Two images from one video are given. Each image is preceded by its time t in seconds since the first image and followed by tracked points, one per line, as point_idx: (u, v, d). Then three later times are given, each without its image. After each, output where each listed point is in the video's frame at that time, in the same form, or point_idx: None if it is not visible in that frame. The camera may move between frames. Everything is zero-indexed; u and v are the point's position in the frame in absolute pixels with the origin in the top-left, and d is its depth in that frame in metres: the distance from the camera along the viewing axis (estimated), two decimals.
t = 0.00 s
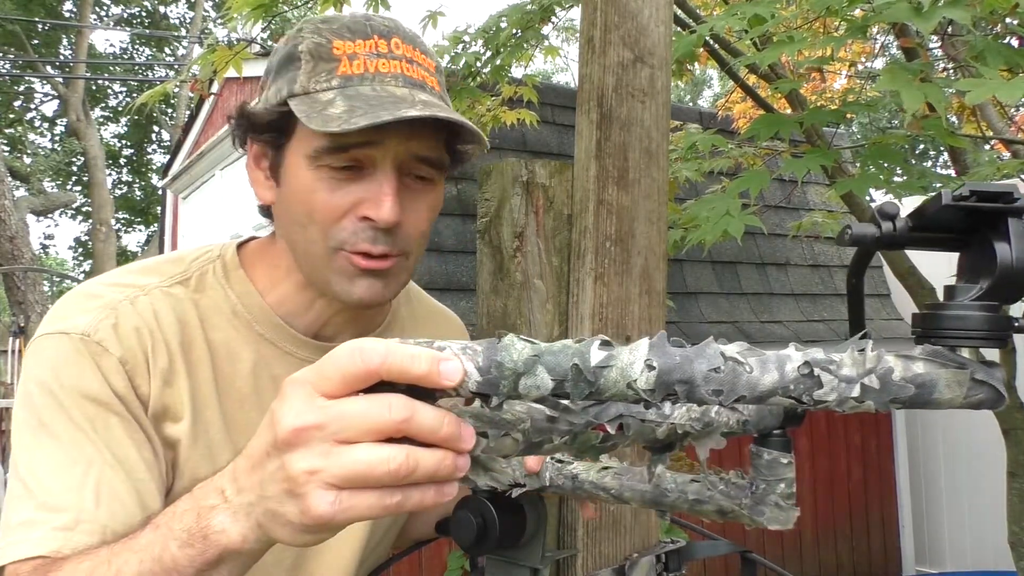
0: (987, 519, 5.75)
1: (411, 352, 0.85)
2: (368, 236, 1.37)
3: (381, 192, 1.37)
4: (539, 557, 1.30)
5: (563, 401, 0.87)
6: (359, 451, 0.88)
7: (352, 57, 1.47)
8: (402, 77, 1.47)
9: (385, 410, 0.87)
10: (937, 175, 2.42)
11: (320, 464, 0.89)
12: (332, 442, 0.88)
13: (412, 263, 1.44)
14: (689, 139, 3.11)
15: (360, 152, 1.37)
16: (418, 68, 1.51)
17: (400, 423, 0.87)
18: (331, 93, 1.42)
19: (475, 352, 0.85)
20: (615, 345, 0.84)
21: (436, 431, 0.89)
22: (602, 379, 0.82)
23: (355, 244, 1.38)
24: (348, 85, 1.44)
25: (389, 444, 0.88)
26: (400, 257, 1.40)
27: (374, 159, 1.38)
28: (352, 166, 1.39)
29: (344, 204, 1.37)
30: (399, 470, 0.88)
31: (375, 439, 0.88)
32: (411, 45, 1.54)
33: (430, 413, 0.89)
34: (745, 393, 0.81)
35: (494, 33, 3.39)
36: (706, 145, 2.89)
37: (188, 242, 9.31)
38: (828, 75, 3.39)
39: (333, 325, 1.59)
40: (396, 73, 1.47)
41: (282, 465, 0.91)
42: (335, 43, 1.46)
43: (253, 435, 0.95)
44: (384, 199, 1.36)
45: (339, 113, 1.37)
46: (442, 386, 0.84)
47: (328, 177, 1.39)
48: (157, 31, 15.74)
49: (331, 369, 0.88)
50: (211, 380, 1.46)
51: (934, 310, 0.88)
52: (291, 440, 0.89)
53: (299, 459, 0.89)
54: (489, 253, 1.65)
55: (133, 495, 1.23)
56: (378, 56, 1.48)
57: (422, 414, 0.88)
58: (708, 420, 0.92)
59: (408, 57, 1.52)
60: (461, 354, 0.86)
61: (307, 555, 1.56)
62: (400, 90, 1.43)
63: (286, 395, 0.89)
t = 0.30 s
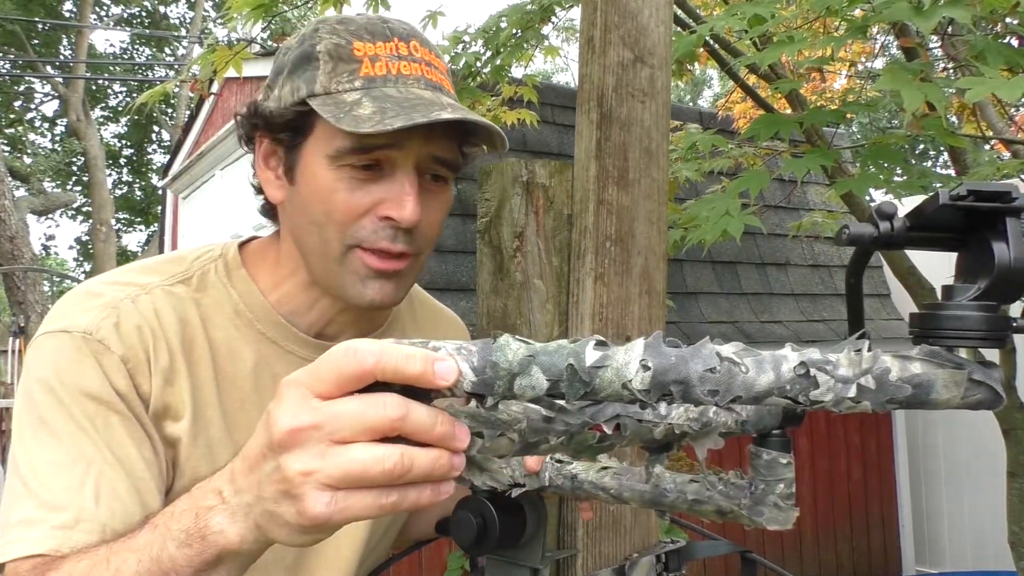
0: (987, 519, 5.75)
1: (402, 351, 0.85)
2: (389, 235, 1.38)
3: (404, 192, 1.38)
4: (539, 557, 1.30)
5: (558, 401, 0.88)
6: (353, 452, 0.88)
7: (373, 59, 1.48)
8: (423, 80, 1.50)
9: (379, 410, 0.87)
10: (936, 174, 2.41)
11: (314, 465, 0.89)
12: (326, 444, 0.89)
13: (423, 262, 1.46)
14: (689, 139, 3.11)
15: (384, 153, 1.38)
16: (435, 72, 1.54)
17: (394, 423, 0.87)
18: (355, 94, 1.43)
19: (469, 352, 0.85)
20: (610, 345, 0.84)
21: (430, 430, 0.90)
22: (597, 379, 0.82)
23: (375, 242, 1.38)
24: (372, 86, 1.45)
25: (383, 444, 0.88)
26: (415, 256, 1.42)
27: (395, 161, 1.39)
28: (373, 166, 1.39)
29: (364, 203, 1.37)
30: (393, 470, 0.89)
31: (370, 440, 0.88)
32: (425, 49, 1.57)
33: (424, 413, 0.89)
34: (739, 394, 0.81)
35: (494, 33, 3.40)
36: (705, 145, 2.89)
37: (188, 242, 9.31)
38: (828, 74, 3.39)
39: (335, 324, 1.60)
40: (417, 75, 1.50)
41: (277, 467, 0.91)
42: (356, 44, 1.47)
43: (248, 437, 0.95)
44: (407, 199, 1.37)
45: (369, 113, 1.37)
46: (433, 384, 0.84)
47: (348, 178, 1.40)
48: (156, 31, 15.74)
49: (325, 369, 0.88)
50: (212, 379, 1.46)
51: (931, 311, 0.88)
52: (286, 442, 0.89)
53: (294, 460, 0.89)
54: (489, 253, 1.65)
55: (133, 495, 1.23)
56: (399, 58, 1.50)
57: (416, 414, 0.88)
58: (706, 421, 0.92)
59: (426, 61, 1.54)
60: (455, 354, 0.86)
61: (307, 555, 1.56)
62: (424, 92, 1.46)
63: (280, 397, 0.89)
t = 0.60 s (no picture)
0: (987, 519, 5.75)
1: (399, 350, 0.84)
2: (388, 233, 1.38)
3: (404, 191, 1.38)
4: (539, 557, 1.30)
5: (556, 398, 0.88)
6: (351, 447, 0.88)
7: (375, 58, 1.48)
8: (424, 80, 1.50)
9: (377, 408, 0.87)
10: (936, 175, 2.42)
11: (312, 459, 0.89)
12: (324, 438, 0.89)
13: (424, 261, 1.46)
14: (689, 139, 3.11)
15: (384, 152, 1.38)
16: (436, 73, 1.54)
17: (392, 421, 0.87)
18: (357, 93, 1.43)
19: (467, 348, 0.85)
20: (608, 342, 0.85)
21: (430, 427, 0.89)
22: (594, 376, 0.82)
23: (374, 240, 1.39)
24: (374, 86, 1.45)
25: (382, 441, 0.88)
26: (414, 254, 1.43)
27: (396, 161, 1.40)
28: (374, 165, 1.40)
29: (366, 201, 1.38)
30: (390, 465, 0.88)
31: (368, 436, 0.88)
32: (427, 50, 1.57)
33: (423, 411, 0.89)
34: (739, 391, 0.81)
35: (494, 33, 3.40)
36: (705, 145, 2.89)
37: (189, 242, 9.31)
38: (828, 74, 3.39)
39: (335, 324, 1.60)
40: (419, 76, 1.49)
41: (276, 460, 0.92)
42: (358, 44, 1.47)
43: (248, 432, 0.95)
44: (407, 199, 1.37)
45: (370, 112, 1.38)
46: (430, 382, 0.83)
47: (349, 176, 1.40)
48: (156, 31, 15.74)
49: (323, 366, 0.88)
50: (212, 378, 1.46)
51: (929, 309, 0.88)
52: (284, 436, 0.89)
53: (293, 454, 0.90)
54: (489, 253, 1.65)
55: (129, 491, 1.23)
56: (401, 58, 1.50)
57: (415, 412, 0.88)
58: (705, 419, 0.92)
59: (428, 61, 1.54)
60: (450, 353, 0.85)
61: (307, 555, 1.56)
62: (426, 93, 1.46)
63: (280, 392, 0.89)
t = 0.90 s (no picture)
0: (987, 519, 5.75)
1: (384, 338, 0.83)
2: (369, 228, 1.38)
3: (383, 185, 1.38)
4: (540, 557, 1.31)
5: (557, 397, 0.88)
6: (329, 428, 0.86)
7: (360, 53, 1.47)
8: (409, 75, 1.46)
9: (356, 392, 0.85)
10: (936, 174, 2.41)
11: (290, 440, 0.88)
12: (303, 419, 0.87)
13: (414, 258, 1.47)
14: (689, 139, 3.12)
15: (363, 146, 1.39)
16: (427, 68, 1.51)
17: (369, 404, 0.85)
18: (338, 87, 1.42)
19: (468, 347, 0.84)
20: (609, 341, 0.85)
21: (413, 410, 0.85)
22: (595, 375, 0.82)
23: (355, 235, 1.39)
24: (355, 79, 1.43)
25: (359, 423, 0.86)
26: (400, 251, 1.43)
27: (376, 154, 1.39)
28: (355, 159, 1.40)
29: (349, 195, 1.38)
30: (366, 443, 0.86)
31: (346, 417, 0.86)
32: (419, 46, 1.54)
33: (402, 394, 0.85)
34: (738, 390, 0.81)
35: (494, 33, 3.40)
36: (705, 145, 2.90)
37: (189, 242, 9.32)
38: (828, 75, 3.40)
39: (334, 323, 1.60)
40: (404, 70, 1.46)
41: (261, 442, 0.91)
42: (345, 39, 1.47)
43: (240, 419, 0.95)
44: (385, 193, 1.37)
45: (344, 103, 1.37)
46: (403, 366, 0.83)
47: (331, 169, 1.40)
48: (156, 31, 15.74)
49: (305, 350, 0.87)
50: (212, 377, 1.47)
51: (928, 310, 0.88)
52: (266, 417, 0.89)
53: (275, 434, 0.89)
54: (489, 253, 1.66)
55: (128, 485, 1.23)
56: (387, 53, 1.48)
57: (393, 394, 0.84)
58: (705, 419, 0.92)
59: (417, 57, 1.52)
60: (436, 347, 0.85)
61: (308, 555, 1.56)
62: (407, 86, 1.42)
63: (262, 374, 0.89)
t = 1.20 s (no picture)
0: (987, 519, 5.76)
1: (388, 304, 0.86)
2: (336, 221, 1.38)
3: (346, 175, 1.38)
4: (539, 557, 1.30)
5: (557, 397, 0.87)
6: (322, 385, 0.86)
7: (328, 47, 1.47)
8: (373, 64, 1.43)
9: (350, 349, 0.85)
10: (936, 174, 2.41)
11: (286, 397, 0.88)
12: (297, 375, 0.88)
13: (391, 254, 1.45)
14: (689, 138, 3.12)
15: (328, 137, 1.41)
16: (397, 58, 1.48)
17: (360, 362, 0.84)
18: (301, 80, 1.42)
19: (468, 347, 0.84)
20: (609, 341, 0.84)
21: (401, 378, 0.83)
22: (596, 375, 0.82)
23: (325, 229, 1.38)
24: (319, 72, 1.42)
25: (350, 383, 0.85)
26: (375, 245, 1.41)
27: (341, 144, 1.40)
28: (323, 151, 1.42)
29: (316, 188, 1.39)
30: (355, 404, 0.85)
31: (339, 376, 0.85)
32: (395, 38, 1.52)
33: (393, 355, 0.84)
34: (739, 389, 0.81)
35: (495, 33, 3.40)
36: (705, 145, 2.90)
37: (189, 242, 9.32)
38: (828, 74, 3.40)
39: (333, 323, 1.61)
40: (368, 60, 1.44)
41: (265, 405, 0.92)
42: (316, 35, 1.48)
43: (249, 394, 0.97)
44: (348, 183, 1.37)
45: (301, 94, 1.39)
46: (418, 343, 0.85)
47: (301, 161, 1.42)
48: (156, 32, 15.74)
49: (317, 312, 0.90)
50: (211, 377, 1.47)
51: (927, 311, 0.88)
52: (267, 374, 0.90)
53: (274, 392, 0.89)
54: (489, 253, 1.66)
55: (128, 484, 1.23)
56: (354, 45, 1.47)
57: (386, 356, 0.84)
58: (706, 418, 0.92)
59: (387, 47, 1.48)
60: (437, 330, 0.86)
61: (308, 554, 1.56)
62: (365, 74, 1.40)
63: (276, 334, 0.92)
